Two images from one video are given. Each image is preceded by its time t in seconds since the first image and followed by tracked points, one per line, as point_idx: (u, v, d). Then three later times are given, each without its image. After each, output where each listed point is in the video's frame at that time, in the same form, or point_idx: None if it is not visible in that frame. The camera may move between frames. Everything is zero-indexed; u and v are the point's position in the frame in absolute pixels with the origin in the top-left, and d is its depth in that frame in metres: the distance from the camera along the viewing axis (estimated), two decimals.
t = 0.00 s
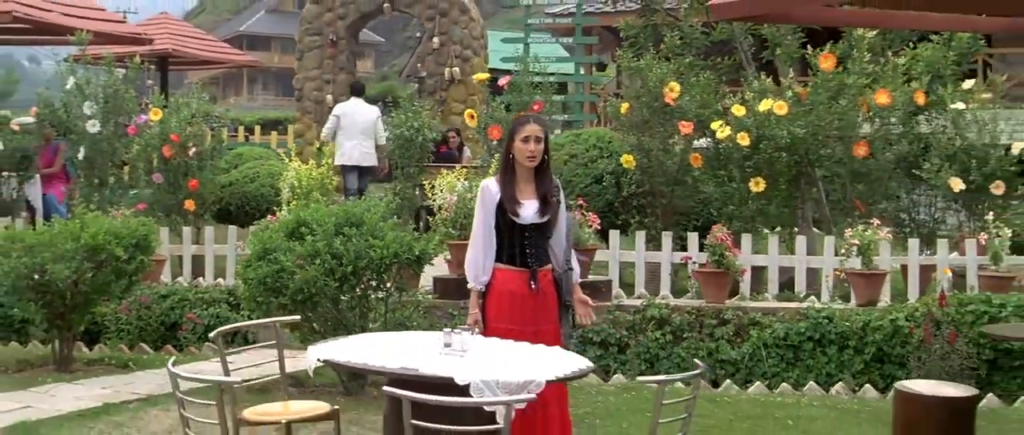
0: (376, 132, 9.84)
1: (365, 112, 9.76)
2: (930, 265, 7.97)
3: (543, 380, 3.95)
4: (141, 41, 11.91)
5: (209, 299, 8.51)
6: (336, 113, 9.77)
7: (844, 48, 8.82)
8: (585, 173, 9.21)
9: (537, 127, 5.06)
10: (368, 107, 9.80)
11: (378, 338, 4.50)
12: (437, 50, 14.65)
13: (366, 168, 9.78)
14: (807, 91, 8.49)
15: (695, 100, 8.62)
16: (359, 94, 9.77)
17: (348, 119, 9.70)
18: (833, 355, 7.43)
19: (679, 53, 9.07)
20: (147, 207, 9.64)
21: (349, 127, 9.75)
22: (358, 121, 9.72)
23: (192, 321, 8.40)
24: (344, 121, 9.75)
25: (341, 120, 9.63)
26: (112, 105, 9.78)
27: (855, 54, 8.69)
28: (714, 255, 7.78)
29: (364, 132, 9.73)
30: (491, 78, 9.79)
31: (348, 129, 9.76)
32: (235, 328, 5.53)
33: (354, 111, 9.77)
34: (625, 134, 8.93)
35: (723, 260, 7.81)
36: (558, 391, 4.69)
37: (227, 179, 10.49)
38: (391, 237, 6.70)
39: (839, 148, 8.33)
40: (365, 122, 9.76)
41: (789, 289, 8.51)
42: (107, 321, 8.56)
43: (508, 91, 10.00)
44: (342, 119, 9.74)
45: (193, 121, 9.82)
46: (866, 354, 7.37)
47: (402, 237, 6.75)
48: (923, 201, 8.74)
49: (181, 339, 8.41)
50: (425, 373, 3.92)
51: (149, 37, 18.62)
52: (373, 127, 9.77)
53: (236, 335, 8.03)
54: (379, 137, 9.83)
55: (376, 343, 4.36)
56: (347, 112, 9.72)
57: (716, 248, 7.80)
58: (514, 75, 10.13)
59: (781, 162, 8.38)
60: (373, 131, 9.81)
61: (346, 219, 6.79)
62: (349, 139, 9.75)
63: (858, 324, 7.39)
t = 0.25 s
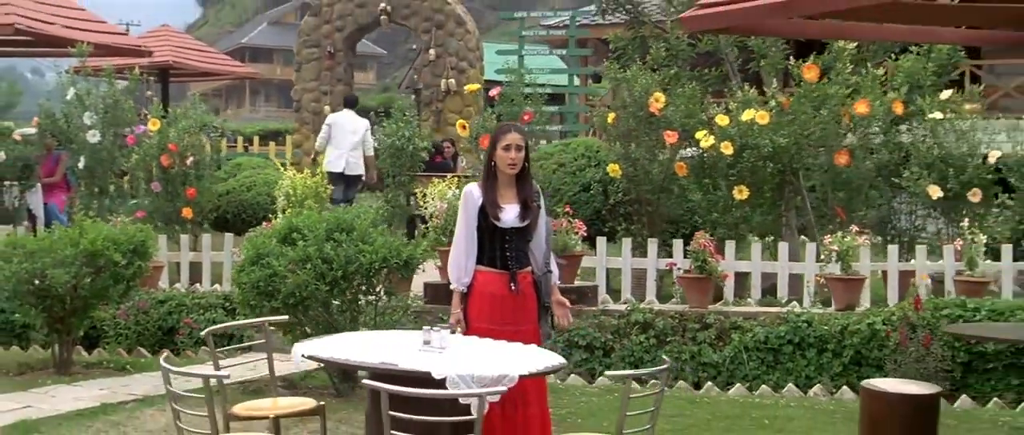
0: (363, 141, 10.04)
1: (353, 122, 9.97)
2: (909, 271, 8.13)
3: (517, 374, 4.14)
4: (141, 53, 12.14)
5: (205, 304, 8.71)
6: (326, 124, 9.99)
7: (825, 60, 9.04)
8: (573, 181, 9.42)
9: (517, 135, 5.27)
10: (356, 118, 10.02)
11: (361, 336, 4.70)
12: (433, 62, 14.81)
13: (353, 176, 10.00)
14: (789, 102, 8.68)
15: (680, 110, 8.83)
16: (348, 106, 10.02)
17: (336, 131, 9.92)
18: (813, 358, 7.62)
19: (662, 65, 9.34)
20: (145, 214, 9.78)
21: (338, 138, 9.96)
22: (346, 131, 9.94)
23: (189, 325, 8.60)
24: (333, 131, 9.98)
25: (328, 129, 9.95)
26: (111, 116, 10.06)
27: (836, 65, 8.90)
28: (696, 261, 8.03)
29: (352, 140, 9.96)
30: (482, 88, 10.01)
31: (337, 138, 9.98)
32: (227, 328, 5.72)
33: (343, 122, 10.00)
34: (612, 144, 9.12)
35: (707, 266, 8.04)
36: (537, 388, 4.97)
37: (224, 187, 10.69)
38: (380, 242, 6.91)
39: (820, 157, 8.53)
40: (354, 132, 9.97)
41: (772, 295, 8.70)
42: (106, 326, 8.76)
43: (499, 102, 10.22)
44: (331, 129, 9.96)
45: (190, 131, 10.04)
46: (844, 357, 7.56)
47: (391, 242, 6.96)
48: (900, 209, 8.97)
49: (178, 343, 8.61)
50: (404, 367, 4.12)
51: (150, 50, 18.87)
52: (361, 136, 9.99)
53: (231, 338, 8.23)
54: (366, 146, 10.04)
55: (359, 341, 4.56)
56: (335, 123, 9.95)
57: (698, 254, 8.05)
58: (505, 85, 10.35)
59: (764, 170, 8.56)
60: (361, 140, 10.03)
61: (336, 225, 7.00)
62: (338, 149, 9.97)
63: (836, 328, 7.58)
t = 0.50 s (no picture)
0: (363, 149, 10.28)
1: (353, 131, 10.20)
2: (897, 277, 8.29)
3: (498, 371, 4.33)
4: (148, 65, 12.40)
5: (209, 310, 8.93)
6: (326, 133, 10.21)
7: (815, 71, 9.23)
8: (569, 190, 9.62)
9: (505, 144, 5.43)
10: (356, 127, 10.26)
11: (350, 336, 4.89)
12: (437, 74, 14.96)
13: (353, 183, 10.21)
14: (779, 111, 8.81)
15: (672, 120, 9.03)
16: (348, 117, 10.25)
17: (337, 138, 10.13)
18: (800, 362, 7.79)
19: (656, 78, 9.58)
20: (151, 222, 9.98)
21: (339, 145, 10.17)
22: (348, 140, 10.16)
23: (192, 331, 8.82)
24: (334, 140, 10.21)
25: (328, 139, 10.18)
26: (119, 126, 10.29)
27: (826, 76, 9.08)
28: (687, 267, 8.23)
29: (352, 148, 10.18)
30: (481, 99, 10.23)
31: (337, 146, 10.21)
32: (225, 329, 5.93)
33: (343, 132, 10.22)
34: (607, 154, 9.33)
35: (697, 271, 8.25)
36: (523, 387, 5.15)
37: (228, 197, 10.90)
38: (377, 249, 7.11)
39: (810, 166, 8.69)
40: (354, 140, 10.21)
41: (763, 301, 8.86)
42: (112, 331, 8.98)
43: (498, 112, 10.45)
44: (332, 138, 10.19)
45: (195, 142, 10.28)
46: (831, 361, 7.70)
47: (387, 248, 7.16)
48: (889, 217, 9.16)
49: (182, 348, 8.83)
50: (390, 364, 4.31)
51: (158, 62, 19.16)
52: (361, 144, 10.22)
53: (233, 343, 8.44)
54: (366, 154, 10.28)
55: (348, 341, 4.75)
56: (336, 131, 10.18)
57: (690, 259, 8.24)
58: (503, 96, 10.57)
59: (756, 179, 8.67)
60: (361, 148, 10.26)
61: (334, 232, 7.20)
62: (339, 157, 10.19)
63: (823, 333, 7.74)
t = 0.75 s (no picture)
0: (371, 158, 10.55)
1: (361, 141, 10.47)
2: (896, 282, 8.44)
3: (491, 367, 4.51)
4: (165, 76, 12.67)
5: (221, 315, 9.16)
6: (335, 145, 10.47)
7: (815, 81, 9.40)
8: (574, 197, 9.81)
9: (500, 152, 5.62)
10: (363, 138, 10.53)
11: (352, 336, 5.10)
12: (450, 84, 15.17)
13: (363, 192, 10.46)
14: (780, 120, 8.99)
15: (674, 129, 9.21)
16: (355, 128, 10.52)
17: (345, 149, 10.41)
18: (797, 365, 7.95)
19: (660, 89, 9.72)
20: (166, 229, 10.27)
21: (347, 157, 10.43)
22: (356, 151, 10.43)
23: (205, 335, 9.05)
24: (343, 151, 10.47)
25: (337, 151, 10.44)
26: (135, 136, 10.68)
27: (827, 85, 9.23)
28: (688, 272, 8.40)
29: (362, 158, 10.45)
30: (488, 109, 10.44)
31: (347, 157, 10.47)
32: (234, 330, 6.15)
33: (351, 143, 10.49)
34: (610, 162, 9.51)
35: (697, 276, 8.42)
36: (520, 385, 5.29)
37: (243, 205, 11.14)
38: (383, 254, 7.32)
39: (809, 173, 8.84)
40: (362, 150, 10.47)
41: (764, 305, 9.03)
42: (127, 336, 9.22)
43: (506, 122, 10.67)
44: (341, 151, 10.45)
45: (209, 151, 10.52)
46: (828, 365, 7.85)
47: (392, 254, 7.37)
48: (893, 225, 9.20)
49: (195, 352, 9.06)
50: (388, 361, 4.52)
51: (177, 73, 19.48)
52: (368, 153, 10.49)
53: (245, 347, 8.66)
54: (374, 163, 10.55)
55: (349, 340, 4.96)
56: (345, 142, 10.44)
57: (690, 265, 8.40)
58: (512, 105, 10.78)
59: (758, 187, 8.80)
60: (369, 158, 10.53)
61: (340, 239, 7.41)
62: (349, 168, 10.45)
63: (820, 337, 7.88)
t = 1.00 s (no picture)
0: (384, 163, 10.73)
1: (374, 147, 10.64)
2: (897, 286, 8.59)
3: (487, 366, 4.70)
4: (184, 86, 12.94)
5: (237, 318, 9.39)
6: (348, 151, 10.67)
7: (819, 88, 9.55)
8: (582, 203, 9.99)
9: (499, 158, 5.82)
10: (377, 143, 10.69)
11: (355, 335, 5.29)
12: (466, 92, 15.38)
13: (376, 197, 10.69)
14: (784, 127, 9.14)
15: (681, 136, 9.38)
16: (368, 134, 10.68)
17: (358, 154, 10.60)
18: (799, 367, 8.09)
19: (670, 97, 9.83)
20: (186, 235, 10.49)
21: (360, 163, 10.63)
22: (369, 157, 10.61)
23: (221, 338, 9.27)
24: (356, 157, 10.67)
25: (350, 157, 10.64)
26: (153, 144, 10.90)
27: (831, 93, 9.38)
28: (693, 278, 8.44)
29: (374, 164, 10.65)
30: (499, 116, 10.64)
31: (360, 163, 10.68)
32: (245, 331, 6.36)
33: (365, 149, 10.68)
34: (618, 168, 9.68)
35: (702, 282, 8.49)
36: (518, 384, 5.47)
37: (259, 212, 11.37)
38: (392, 259, 7.53)
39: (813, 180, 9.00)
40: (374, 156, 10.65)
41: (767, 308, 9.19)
42: (146, 339, 9.45)
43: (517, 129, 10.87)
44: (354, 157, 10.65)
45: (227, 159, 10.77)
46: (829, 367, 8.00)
47: (401, 258, 7.57)
48: (899, 230, 9.24)
49: (211, 354, 9.28)
50: (389, 361, 4.70)
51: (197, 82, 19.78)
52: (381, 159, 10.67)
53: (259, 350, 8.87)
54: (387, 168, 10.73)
55: (352, 340, 5.15)
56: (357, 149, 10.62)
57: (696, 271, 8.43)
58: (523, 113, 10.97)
59: (762, 194, 8.96)
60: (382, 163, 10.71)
61: (352, 243, 7.61)
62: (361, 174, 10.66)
63: (822, 340, 8.03)
